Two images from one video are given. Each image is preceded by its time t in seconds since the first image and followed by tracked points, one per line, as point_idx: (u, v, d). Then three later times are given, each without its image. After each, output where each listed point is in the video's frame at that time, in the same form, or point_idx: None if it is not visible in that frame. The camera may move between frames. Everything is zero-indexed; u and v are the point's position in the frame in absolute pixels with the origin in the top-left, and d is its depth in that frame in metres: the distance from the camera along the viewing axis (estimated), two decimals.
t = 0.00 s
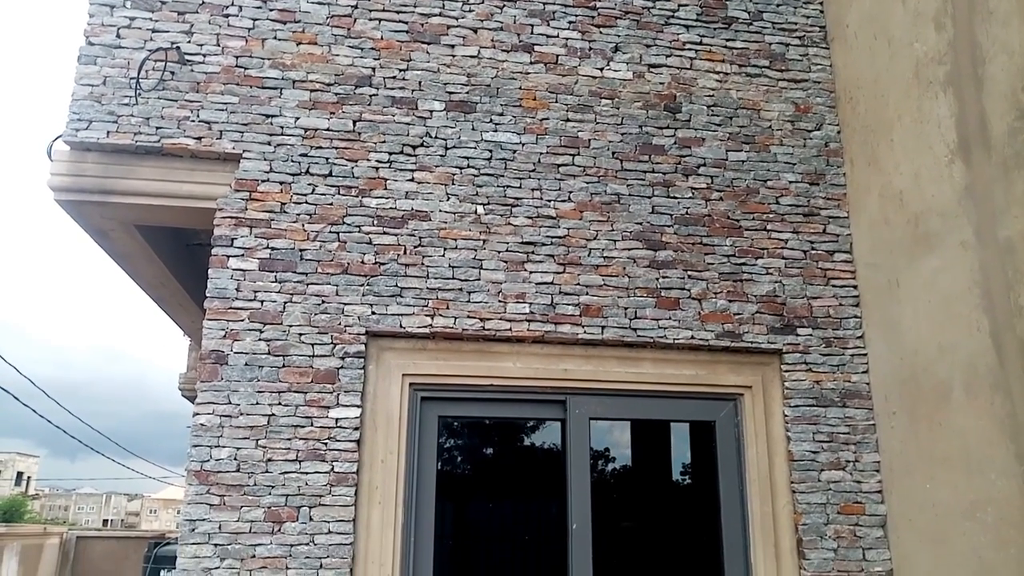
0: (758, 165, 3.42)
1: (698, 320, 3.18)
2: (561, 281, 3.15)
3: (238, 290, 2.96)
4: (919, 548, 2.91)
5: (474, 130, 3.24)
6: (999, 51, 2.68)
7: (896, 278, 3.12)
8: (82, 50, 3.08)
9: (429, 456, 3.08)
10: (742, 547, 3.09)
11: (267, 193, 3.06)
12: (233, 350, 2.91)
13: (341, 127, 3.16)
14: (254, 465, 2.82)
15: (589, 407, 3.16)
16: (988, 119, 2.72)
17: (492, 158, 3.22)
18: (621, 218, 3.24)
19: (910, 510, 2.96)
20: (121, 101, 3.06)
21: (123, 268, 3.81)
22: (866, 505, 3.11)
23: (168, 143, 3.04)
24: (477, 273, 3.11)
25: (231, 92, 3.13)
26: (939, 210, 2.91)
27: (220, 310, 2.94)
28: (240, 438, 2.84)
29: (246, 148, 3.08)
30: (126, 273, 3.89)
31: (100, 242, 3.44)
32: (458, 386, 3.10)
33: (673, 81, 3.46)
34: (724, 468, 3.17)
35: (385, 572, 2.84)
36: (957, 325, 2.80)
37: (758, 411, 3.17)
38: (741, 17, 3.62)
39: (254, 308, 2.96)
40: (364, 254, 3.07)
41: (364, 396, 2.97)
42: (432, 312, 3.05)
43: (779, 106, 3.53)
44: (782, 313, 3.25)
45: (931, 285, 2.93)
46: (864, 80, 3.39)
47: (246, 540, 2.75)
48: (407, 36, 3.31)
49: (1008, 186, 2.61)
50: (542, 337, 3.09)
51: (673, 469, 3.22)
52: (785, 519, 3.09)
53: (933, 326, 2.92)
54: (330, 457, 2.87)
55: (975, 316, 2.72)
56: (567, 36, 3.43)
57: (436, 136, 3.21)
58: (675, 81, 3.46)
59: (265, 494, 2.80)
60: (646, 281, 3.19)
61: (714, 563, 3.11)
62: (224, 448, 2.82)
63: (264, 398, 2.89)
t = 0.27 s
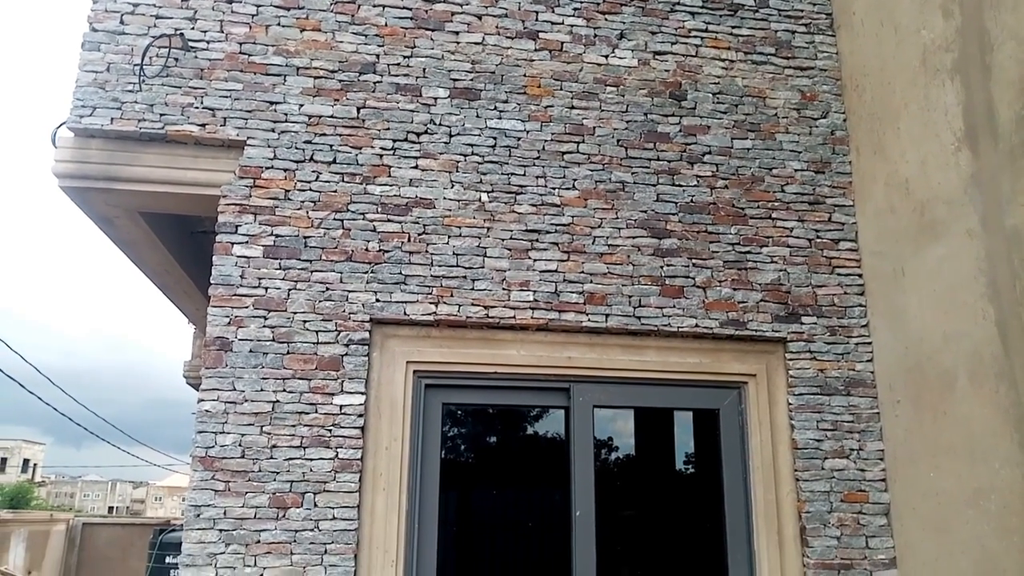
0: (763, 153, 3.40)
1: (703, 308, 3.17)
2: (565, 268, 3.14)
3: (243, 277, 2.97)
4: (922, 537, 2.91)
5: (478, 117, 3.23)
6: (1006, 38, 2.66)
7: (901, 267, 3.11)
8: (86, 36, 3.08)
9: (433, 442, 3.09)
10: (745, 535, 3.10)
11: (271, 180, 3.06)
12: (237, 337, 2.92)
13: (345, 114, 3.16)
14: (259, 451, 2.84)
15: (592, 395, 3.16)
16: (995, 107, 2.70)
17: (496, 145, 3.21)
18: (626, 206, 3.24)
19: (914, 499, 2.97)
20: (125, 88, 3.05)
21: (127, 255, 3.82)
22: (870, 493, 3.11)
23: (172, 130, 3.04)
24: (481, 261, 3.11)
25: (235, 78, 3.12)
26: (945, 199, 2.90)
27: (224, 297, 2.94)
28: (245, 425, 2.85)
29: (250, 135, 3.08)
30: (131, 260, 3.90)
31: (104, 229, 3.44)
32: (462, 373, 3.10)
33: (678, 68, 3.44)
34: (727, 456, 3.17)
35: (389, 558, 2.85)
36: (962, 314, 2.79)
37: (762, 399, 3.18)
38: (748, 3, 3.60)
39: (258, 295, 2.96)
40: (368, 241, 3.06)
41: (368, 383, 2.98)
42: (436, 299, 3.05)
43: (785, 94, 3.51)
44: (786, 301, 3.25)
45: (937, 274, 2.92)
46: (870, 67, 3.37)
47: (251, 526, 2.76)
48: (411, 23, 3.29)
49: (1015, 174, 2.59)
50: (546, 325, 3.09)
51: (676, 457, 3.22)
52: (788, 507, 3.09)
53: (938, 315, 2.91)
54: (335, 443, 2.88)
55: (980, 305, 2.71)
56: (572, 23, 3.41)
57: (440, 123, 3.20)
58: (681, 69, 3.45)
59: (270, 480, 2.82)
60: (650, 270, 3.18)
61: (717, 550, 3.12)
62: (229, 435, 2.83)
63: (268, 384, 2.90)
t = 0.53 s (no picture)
0: (765, 143, 3.39)
1: (705, 298, 3.17)
2: (567, 259, 3.14)
3: (244, 269, 2.97)
4: (924, 526, 2.92)
5: (479, 107, 3.22)
6: (1010, 25, 2.64)
7: (904, 256, 3.10)
8: (86, 27, 3.08)
9: (435, 433, 3.09)
10: (747, 524, 3.11)
11: (272, 171, 3.06)
12: (239, 328, 2.92)
13: (346, 104, 3.15)
14: (261, 442, 2.84)
15: (594, 386, 3.16)
16: (999, 94, 2.68)
17: (497, 135, 3.20)
18: (628, 196, 3.23)
19: (916, 488, 2.97)
20: (125, 79, 3.05)
21: (129, 247, 3.83)
22: (872, 483, 3.11)
23: (173, 121, 3.03)
24: (482, 252, 3.10)
25: (235, 69, 3.12)
26: (948, 188, 2.89)
27: (226, 289, 2.94)
28: (247, 416, 2.86)
29: (251, 126, 3.07)
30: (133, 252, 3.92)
31: (105, 220, 3.45)
32: (464, 364, 3.10)
33: (680, 57, 3.43)
34: (729, 445, 3.17)
35: (392, 548, 2.86)
36: (965, 303, 2.78)
37: (764, 389, 3.18)
38: None
39: (260, 286, 2.96)
40: (369, 232, 3.06)
41: (370, 373, 2.98)
42: (437, 290, 3.04)
43: (787, 83, 3.49)
44: (789, 291, 3.24)
45: (939, 263, 2.91)
46: (873, 56, 3.36)
47: (254, 516, 2.77)
48: (412, 13, 3.28)
49: (1018, 162, 2.58)
50: (548, 316, 3.08)
51: (678, 447, 3.22)
52: (791, 496, 3.09)
53: (941, 304, 2.90)
54: (337, 434, 2.88)
55: (983, 293, 2.70)
56: (573, 12, 3.40)
57: (441, 114, 3.19)
58: (682, 58, 3.43)
59: (272, 471, 2.82)
60: (652, 260, 3.18)
61: (719, 539, 3.12)
62: (231, 426, 2.84)
63: (270, 375, 2.90)
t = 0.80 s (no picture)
0: (764, 133, 3.38)
1: (703, 288, 3.17)
2: (565, 249, 3.13)
3: (242, 258, 2.96)
4: (921, 515, 2.92)
5: (478, 96, 3.21)
6: (1010, 13, 2.63)
7: (903, 246, 3.10)
8: (82, 16, 3.06)
9: (433, 422, 3.10)
10: (745, 513, 3.12)
11: (270, 160, 3.05)
12: (237, 318, 2.92)
13: (344, 93, 3.13)
14: (259, 431, 2.84)
15: (593, 375, 3.16)
16: (999, 83, 2.67)
17: (496, 125, 3.19)
18: (626, 186, 3.22)
19: (913, 477, 2.97)
20: (122, 67, 3.03)
21: (126, 236, 3.82)
22: (869, 472, 3.12)
23: (170, 110, 3.02)
24: (480, 242, 3.09)
25: (232, 58, 3.10)
26: (947, 177, 2.88)
27: (223, 278, 2.93)
28: (245, 405, 2.86)
29: (248, 115, 3.06)
30: (130, 242, 3.91)
31: (103, 210, 3.44)
32: (462, 353, 3.10)
33: (679, 46, 3.41)
34: (727, 435, 3.18)
35: (391, 536, 2.87)
36: (963, 292, 2.78)
37: (762, 379, 3.18)
38: None
39: (258, 276, 2.96)
40: (367, 222, 3.05)
41: (368, 363, 2.98)
42: (435, 280, 3.04)
43: (786, 72, 3.48)
44: (787, 281, 3.24)
45: (938, 252, 2.91)
46: (873, 45, 3.35)
47: (252, 505, 2.78)
48: (410, 1, 3.27)
49: (1018, 151, 2.57)
50: (546, 306, 3.08)
51: (676, 437, 3.23)
52: (788, 486, 3.10)
53: (939, 293, 2.90)
54: (336, 424, 2.88)
55: (982, 283, 2.70)
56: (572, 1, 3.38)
57: (439, 103, 3.18)
58: (682, 47, 3.42)
59: (271, 460, 2.83)
60: (651, 250, 3.17)
61: (717, 529, 3.13)
62: (229, 415, 2.84)
63: (268, 365, 2.90)
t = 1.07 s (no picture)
0: (765, 124, 3.37)
1: (704, 280, 3.16)
2: (565, 240, 3.13)
3: (241, 250, 2.96)
4: (921, 506, 2.93)
5: (478, 87, 3.20)
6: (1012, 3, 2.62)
7: (903, 237, 3.10)
8: (80, 6, 3.05)
9: (433, 414, 3.10)
10: (745, 505, 3.12)
11: (269, 151, 3.04)
12: (237, 309, 2.91)
13: (344, 84, 3.13)
14: (259, 423, 2.84)
15: (593, 367, 3.17)
16: (1000, 74, 2.66)
17: (496, 116, 3.19)
18: (627, 177, 3.21)
19: (913, 468, 2.98)
20: (121, 58, 3.02)
21: (126, 228, 3.82)
22: (869, 464, 3.12)
23: (169, 101, 3.01)
24: (480, 233, 3.09)
25: (232, 48, 3.09)
26: (948, 168, 2.88)
27: (223, 270, 2.93)
28: (245, 396, 2.86)
29: (247, 105, 3.05)
30: (129, 233, 3.91)
31: (102, 201, 3.44)
32: (462, 345, 3.10)
33: (680, 37, 3.40)
34: (727, 427, 3.18)
35: (391, 528, 2.87)
36: (963, 284, 2.78)
37: (762, 371, 3.18)
38: None
39: (257, 267, 2.95)
40: (367, 213, 3.05)
41: (368, 354, 2.98)
42: (435, 272, 3.03)
43: (787, 63, 3.47)
44: (788, 273, 3.24)
45: (938, 244, 2.91)
46: (874, 36, 3.34)
47: (253, 497, 2.78)
48: None
49: (1019, 142, 2.56)
50: (546, 298, 3.08)
51: (676, 429, 3.23)
52: (788, 478, 3.10)
53: (939, 284, 2.90)
54: (336, 415, 2.88)
55: (982, 274, 2.70)
56: None
57: (439, 94, 3.17)
58: (682, 37, 3.41)
59: (271, 451, 2.83)
60: (651, 242, 3.17)
61: (716, 520, 3.13)
62: (230, 406, 2.84)
63: (268, 356, 2.90)
